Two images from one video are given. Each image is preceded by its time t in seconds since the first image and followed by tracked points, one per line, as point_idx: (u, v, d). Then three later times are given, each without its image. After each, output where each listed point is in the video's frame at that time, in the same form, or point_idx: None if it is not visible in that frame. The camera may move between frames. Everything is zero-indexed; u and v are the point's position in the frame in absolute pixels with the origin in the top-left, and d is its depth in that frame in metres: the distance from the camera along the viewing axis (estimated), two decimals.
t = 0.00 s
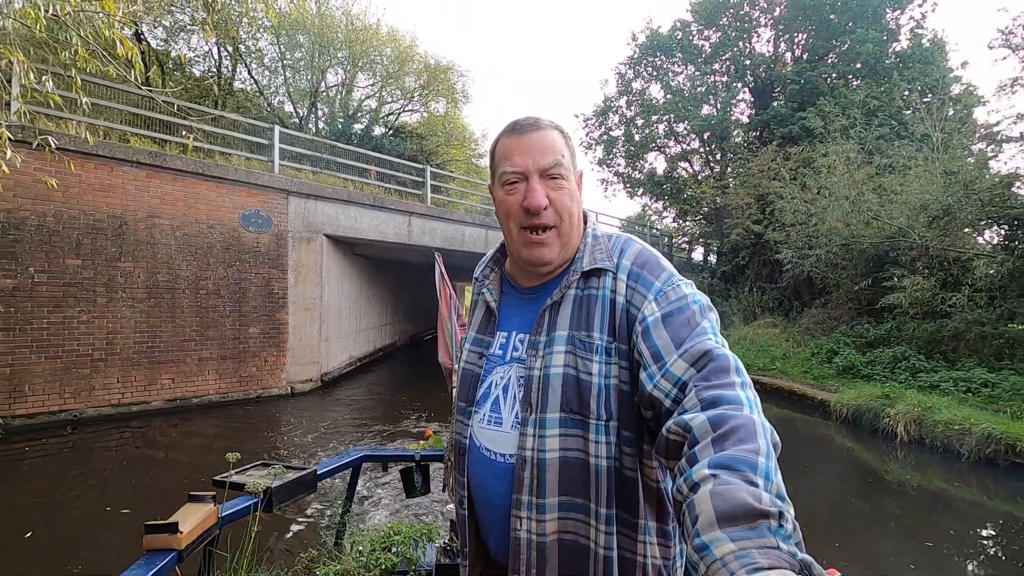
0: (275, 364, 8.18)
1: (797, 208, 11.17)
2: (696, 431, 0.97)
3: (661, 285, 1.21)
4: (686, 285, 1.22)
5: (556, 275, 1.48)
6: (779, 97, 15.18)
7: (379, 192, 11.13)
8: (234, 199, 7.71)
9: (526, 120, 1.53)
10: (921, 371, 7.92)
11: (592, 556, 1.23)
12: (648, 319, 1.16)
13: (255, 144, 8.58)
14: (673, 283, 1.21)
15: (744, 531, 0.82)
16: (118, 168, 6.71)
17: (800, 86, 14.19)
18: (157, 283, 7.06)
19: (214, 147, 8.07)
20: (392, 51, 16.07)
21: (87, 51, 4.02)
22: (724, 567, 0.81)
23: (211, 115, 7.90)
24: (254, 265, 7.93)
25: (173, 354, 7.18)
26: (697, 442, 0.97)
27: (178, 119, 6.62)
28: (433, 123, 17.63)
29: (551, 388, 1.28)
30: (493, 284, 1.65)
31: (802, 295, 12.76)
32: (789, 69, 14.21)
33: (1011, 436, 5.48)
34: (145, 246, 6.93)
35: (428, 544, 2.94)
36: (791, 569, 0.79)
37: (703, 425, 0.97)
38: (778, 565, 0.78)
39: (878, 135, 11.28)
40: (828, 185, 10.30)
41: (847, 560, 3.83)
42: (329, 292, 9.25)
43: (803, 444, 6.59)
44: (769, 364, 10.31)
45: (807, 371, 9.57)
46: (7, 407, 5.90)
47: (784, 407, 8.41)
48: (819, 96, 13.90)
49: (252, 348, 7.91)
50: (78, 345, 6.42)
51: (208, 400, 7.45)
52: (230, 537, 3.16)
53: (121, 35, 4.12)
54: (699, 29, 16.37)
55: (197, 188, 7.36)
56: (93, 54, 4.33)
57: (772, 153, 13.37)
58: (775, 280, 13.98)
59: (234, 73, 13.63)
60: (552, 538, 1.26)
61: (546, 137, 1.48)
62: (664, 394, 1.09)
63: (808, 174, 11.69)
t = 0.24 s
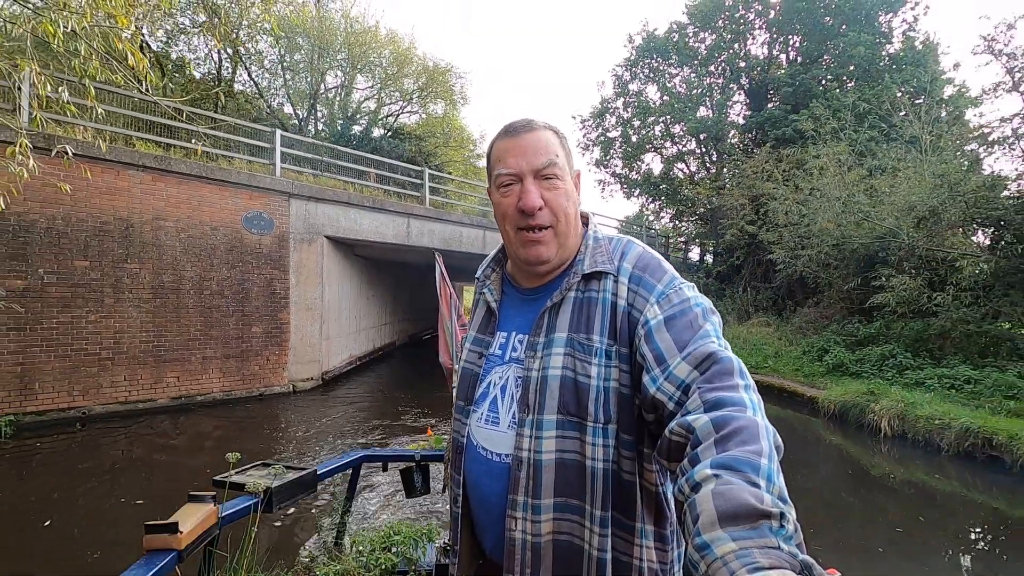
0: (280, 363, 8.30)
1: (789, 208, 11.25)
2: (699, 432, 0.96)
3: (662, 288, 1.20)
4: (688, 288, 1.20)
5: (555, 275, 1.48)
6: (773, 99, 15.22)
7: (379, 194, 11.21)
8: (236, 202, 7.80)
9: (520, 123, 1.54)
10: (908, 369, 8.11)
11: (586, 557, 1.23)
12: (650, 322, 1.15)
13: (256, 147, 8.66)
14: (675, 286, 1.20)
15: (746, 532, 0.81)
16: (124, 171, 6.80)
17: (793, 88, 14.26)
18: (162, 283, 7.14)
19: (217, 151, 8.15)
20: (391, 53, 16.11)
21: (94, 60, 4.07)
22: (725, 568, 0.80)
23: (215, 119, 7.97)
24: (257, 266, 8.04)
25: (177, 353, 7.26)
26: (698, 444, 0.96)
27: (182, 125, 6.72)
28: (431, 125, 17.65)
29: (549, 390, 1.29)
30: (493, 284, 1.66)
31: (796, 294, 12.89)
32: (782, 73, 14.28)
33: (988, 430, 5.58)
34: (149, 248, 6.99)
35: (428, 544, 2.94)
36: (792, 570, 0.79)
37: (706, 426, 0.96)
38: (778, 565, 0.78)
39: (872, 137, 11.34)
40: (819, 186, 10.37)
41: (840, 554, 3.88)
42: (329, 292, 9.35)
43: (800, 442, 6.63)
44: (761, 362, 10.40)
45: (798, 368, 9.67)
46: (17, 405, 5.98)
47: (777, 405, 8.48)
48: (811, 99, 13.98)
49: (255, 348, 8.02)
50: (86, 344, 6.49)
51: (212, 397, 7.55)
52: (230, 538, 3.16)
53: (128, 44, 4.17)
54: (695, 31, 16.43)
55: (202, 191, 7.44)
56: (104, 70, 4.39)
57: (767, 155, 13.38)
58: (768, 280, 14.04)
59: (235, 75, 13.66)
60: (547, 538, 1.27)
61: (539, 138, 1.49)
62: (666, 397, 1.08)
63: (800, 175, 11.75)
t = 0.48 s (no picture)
0: (280, 361, 8.40)
1: (782, 209, 11.33)
2: (697, 431, 0.96)
3: (659, 286, 1.21)
4: (684, 286, 1.20)
5: (550, 274, 1.47)
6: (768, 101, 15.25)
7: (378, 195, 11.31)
8: (239, 204, 7.94)
9: (501, 128, 1.55)
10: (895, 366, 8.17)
11: (588, 557, 1.23)
12: (647, 321, 1.15)
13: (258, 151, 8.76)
14: (671, 284, 1.20)
15: (745, 532, 0.80)
16: (130, 176, 6.93)
17: (786, 91, 14.31)
18: (167, 284, 7.28)
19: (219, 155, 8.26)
20: (390, 56, 16.16)
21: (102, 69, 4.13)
22: (724, 568, 0.79)
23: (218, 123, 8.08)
24: (259, 267, 8.19)
25: (182, 352, 7.40)
26: (697, 443, 0.95)
27: (187, 129, 6.84)
28: (430, 126, 17.68)
29: (547, 390, 1.29)
30: (494, 286, 1.66)
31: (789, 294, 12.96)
32: (776, 75, 14.35)
33: (967, 425, 5.72)
34: (154, 250, 7.13)
35: (428, 544, 2.95)
36: (792, 570, 0.77)
37: (704, 425, 0.95)
38: (778, 565, 0.77)
39: (865, 139, 11.41)
40: (811, 187, 10.46)
41: (834, 550, 3.92)
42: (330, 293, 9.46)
43: (796, 440, 6.67)
44: (754, 360, 10.49)
45: (791, 367, 9.75)
46: (27, 403, 6.15)
47: (771, 403, 8.54)
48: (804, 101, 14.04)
49: (257, 347, 8.15)
50: (94, 344, 6.65)
51: (216, 395, 7.69)
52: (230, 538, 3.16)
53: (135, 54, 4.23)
54: (691, 33, 16.48)
55: (205, 194, 7.57)
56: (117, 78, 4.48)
57: (761, 158, 13.25)
58: (762, 280, 14.11)
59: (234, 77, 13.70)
60: (549, 538, 1.27)
61: (520, 141, 1.49)
62: (665, 395, 1.08)
63: (793, 176, 11.80)
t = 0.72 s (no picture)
0: (282, 360, 8.60)
1: (775, 210, 11.40)
2: (696, 430, 0.95)
3: (656, 284, 1.20)
4: (682, 283, 1.19)
5: (543, 272, 1.47)
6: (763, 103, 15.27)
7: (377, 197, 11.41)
8: (242, 207, 8.08)
9: (483, 136, 1.57)
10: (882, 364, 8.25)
11: (590, 556, 1.24)
12: (644, 319, 1.15)
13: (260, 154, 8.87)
14: (667, 281, 1.19)
15: (746, 531, 0.80)
16: (136, 179, 7.05)
17: (780, 93, 14.36)
18: (172, 284, 7.42)
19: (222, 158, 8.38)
20: (389, 58, 16.22)
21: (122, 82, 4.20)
22: (724, 568, 0.79)
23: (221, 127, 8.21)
24: (262, 267, 8.34)
25: (186, 351, 7.55)
26: (696, 442, 0.94)
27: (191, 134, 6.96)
28: (429, 127, 17.69)
29: (544, 389, 1.29)
30: (496, 285, 1.67)
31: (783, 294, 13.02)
32: (770, 78, 14.40)
33: (946, 420, 5.92)
34: (159, 251, 7.26)
35: (428, 544, 2.96)
36: (792, 570, 0.77)
37: (703, 425, 0.94)
38: (778, 565, 0.77)
39: (858, 140, 11.49)
40: (803, 188, 10.54)
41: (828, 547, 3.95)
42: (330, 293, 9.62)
43: (793, 438, 6.71)
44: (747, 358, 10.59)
45: (782, 365, 9.82)
46: (37, 400, 6.26)
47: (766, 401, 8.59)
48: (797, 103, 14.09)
49: (260, 346, 8.32)
50: (101, 343, 6.80)
51: (219, 393, 7.86)
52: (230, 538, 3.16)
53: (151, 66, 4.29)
54: (688, 35, 16.53)
55: (209, 197, 7.70)
56: (131, 87, 4.53)
57: (756, 160, 13.21)
58: (756, 280, 14.16)
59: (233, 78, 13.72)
60: (551, 536, 1.27)
61: (499, 146, 1.50)
62: (663, 394, 1.07)
63: (786, 177, 11.85)
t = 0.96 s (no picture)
0: (285, 358, 8.72)
1: (768, 211, 11.46)
2: (696, 430, 0.93)
3: (657, 284, 1.17)
4: (683, 283, 1.17)
5: (552, 274, 1.47)
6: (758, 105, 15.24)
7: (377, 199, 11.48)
8: (245, 209, 8.16)
9: (510, 129, 1.53)
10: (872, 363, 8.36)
11: (579, 554, 1.24)
12: (644, 320, 1.12)
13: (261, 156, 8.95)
14: (669, 281, 1.17)
15: (745, 532, 0.79)
16: (141, 182, 7.14)
17: (774, 95, 14.37)
18: (177, 284, 7.51)
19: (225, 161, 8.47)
20: (388, 60, 16.26)
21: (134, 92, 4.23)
22: (724, 568, 0.78)
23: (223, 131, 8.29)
24: (264, 268, 8.43)
25: (191, 350, 7.64)
26: (696, 442, 0.92)
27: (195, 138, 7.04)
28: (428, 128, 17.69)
29: (541, 388, 1.29)
30: (499, 283, 1.67)
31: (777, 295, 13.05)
32: (764, 81, 14.42)
33: (925, 414, 6.16)
34: (163, 252, 7.34)
35: (428, 544, 2.97)
36: (792, 570, 0.76)
37: (703, 424, 0.92)
38: (778, 565, 0.75)
39: (849, 143, 11.56)
40: (796, 190, 10.62)
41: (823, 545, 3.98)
42: (331, 293, 9.71)
43: (790, 437, 6.74)
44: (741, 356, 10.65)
45: (774, 363, 9.88)
46: (47, 397, 6.33)
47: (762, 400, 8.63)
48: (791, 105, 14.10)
49: (263, 345, 8.42)
50: (107, 342, 6.89)
51: (223, 391, 7.95)
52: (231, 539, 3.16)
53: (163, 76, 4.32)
54: (684, 38, 16.55)
55: (213, 200, 7.79)
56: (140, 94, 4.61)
57: (749, 162, 13.24)
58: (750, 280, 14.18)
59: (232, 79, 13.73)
60: (540, 534, 1.28)
61: (528, 143, 1.48)
62: (664, 394, 1.04)
63: (780, 179, 11.90)
